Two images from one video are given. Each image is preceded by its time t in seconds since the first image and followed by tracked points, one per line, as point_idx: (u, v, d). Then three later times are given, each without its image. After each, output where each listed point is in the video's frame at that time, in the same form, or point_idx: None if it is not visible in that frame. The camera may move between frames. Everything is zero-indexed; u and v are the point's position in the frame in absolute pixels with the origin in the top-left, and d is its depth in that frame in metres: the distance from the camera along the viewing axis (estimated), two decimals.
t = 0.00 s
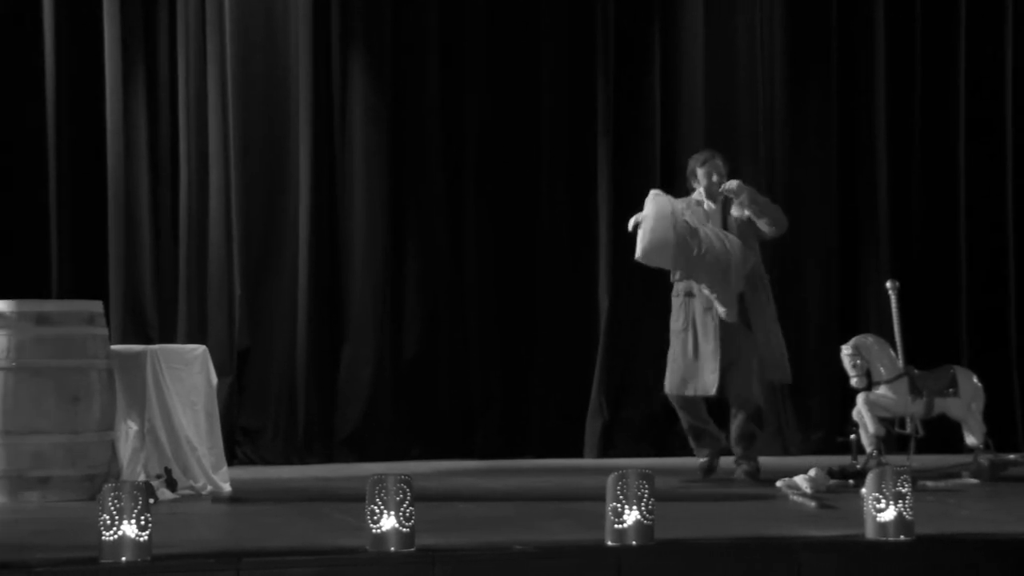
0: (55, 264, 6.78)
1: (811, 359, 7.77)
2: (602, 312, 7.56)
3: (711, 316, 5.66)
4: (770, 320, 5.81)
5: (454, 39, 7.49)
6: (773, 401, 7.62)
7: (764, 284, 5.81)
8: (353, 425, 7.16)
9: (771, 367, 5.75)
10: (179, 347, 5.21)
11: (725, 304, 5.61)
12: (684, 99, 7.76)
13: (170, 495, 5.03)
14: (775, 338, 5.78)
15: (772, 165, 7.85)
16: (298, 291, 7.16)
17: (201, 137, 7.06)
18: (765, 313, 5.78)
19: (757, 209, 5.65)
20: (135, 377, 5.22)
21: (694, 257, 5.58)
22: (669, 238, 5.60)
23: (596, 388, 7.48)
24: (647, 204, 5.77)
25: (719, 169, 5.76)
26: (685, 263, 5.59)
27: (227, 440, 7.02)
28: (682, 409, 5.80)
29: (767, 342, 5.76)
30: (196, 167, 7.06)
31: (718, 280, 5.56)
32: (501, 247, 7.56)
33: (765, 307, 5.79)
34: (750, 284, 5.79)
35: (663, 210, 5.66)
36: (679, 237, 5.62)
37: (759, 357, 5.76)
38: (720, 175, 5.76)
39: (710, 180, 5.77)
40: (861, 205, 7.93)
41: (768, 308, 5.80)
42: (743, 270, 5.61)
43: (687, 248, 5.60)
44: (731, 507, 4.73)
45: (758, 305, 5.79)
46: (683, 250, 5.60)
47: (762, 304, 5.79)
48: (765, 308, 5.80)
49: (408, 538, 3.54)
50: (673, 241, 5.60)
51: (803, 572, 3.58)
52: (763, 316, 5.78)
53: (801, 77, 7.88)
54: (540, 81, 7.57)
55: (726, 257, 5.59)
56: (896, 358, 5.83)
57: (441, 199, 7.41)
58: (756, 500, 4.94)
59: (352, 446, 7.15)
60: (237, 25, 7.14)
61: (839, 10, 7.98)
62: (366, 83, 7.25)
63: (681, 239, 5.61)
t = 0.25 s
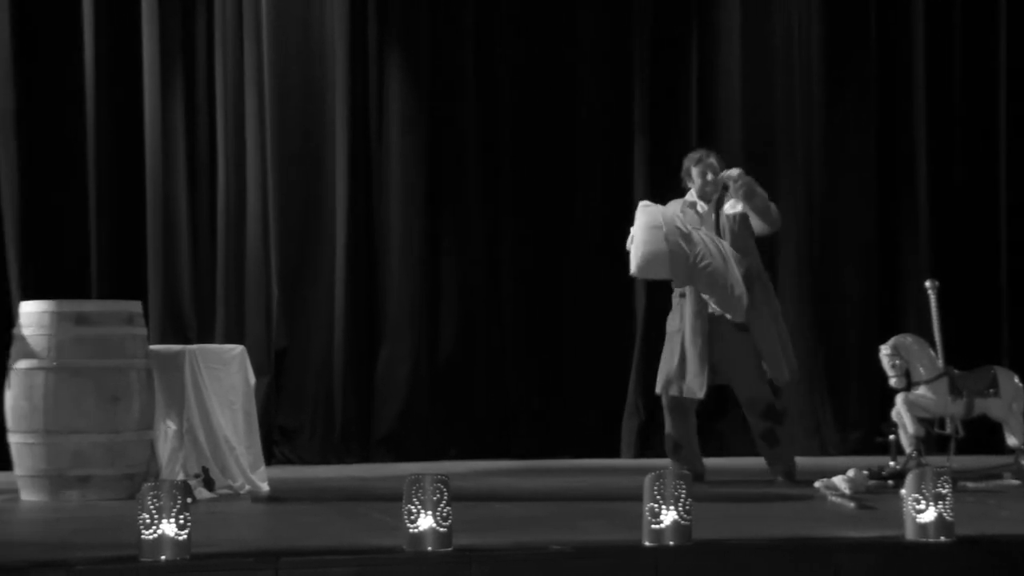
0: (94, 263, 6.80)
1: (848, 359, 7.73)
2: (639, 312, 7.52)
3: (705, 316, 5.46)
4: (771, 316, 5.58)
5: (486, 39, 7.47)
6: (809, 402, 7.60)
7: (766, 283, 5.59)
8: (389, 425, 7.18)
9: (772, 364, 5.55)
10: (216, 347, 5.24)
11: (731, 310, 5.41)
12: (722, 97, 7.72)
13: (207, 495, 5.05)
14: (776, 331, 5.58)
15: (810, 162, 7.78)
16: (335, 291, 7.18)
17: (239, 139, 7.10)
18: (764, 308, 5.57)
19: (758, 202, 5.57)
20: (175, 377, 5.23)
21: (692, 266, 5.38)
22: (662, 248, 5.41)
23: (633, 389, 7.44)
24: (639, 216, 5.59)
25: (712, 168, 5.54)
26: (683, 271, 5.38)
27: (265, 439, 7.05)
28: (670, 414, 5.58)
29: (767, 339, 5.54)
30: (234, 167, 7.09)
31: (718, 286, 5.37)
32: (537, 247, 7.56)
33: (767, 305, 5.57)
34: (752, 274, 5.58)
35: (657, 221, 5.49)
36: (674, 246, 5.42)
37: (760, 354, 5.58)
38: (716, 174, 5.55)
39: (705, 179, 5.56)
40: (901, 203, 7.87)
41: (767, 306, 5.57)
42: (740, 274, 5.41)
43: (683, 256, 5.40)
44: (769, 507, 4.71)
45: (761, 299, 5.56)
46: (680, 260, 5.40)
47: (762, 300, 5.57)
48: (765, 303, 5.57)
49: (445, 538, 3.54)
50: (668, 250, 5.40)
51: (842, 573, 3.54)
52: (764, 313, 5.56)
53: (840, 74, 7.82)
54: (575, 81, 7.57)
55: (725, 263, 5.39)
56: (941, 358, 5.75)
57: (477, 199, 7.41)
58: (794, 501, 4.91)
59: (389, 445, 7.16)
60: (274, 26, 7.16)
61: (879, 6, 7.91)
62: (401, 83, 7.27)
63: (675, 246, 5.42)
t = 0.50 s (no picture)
0: (142, 265, 6.84)
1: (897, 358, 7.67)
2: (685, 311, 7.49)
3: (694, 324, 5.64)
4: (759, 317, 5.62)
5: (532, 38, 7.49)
6: (857, 402, 7.52)
7: (757, 281, 5.61)
8: (436, 424, 7.19)
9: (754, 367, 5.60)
10: (264, 346, 5.28)
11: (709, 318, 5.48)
12: (768, 95, 7.68)
13: (255, 494, 5.09)
14: (766, 331, 5.60)
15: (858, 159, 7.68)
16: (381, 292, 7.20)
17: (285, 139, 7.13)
18: (751, 310, 5.60)
19: (751, 200, 5.38)
20: (222, 377, 5.25)
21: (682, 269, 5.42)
22: (657, 250, 5.40)
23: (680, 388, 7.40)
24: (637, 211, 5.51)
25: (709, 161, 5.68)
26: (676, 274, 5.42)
27: (311, 438, 7.07)
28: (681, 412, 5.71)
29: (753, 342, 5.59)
30: (281, 168, 7.13)
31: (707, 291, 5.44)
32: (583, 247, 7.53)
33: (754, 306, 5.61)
34: (744, 273, 5.59)
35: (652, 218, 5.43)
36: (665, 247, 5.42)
37: (744, 350, 5.65)
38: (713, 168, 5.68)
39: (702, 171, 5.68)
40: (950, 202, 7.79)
41: (753, 303, 5.60)
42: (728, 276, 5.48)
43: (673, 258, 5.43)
44: (818, 508, 4.68)
45: (748, 298, 5.59)
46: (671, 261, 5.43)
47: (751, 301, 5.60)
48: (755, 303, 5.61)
49: (492, 538, 3.55)
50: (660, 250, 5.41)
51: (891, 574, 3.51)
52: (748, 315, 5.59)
53: (889, 70, 7.74)
54: (621, 79, 7.55)
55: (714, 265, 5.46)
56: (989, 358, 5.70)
57: (522, 199, 7.42)
58: (842, 502, 4.87)
59: (436, 445, 7.18)
60: (320, 26, 7.18)
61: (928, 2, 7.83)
62: (447, 83, 7.28)
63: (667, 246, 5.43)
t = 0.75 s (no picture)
0: (205, 266, 6.90)
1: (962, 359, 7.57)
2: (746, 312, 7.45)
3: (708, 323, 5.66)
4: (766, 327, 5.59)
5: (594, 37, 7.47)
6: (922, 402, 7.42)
7: (765, 291, 5.56)
8: (496, 424, 7.20)
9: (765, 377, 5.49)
10: (325, 346, 5.29)
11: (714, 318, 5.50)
12: (831, 93, 7.60)
13: (315, 493, 5.13)
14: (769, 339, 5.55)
15: (922, 155, 7.57)
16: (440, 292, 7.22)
17: (346, 140, 7.16)
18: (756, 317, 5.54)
19: (756, 218, 5.36)
20: (283, 376, 5.28)
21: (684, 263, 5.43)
22: (660, 239, 5.44)
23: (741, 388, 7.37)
24: (644, 205, 5.61)
25: (722, 169, 5.52)
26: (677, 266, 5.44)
27: (372, 438, 7.10)
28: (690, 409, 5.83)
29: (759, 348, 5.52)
30: (341, 169, 7.16)
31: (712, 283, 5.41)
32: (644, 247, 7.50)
33: (762, 315, 5.57)
34: (750, 282, 5.54)
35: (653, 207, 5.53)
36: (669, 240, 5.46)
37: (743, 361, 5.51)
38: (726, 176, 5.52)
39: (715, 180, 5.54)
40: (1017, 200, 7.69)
41: (761, 313, 5.55)
42: (732, 277, 5.46)
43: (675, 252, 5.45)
44: (881, 509, 4.63)
45: (756, 307, 5.55)
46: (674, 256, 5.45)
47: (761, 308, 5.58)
48: (762, 313, 5.57)
49: (553, 537, 3.54)
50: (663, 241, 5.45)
51: None
52: (753, 320, 5.54)
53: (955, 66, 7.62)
54: (681, 79, 7.52)
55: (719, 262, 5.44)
56: None
57: (582, 199, 7.41)
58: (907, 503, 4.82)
59: (496, 445, 7.19)
60: (381, 26, 7.20)
61: None
62: (507, 82, 7.29)
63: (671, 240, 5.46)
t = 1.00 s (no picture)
0: (265, 266, 6.92)
1: None
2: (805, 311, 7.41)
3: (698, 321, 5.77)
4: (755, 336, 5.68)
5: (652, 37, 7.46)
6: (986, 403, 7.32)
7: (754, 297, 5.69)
8: (553, 423, 7.20)
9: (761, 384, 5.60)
10: (382, 346, 5.31)
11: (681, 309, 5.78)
12: (892, 90, 7.50)
13: (372, 492, 5.14)
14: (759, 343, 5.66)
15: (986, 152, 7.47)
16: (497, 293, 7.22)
17: (403, 141, 7.18)
18: (745, 325, 5.67)
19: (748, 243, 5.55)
20: (341, 376, 5.31)
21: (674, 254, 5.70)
22: (650, 227, 5.67)
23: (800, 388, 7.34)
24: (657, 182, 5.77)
25: (723, 174, 5.68)
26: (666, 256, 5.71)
27: (429, 437, 7.10)
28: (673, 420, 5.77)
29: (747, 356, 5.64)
30: (399, 170, 7.18)
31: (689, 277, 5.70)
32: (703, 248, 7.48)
33: (749, 325, 5.67)
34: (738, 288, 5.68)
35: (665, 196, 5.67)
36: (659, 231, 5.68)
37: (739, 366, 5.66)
38: (725, 183, 5.69)
39: (714, 183, 5.72)
40: None
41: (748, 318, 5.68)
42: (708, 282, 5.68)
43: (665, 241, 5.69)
44: (943, 510, 4.58)
45: (744, 312, 5.68)
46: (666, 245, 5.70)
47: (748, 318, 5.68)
48: (749, 323, 5.67)
49: (609, 537, 3.53)
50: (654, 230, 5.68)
51: None
52: (739, 328, 5.68)
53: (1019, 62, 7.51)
54: (740, 77, 7.48)
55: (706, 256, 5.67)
56: None
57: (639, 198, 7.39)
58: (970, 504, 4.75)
59: (553, 444, 7.20)
60: (439, 27, 7.20)
61: None
62: (564, 82, 7.29)
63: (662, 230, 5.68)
